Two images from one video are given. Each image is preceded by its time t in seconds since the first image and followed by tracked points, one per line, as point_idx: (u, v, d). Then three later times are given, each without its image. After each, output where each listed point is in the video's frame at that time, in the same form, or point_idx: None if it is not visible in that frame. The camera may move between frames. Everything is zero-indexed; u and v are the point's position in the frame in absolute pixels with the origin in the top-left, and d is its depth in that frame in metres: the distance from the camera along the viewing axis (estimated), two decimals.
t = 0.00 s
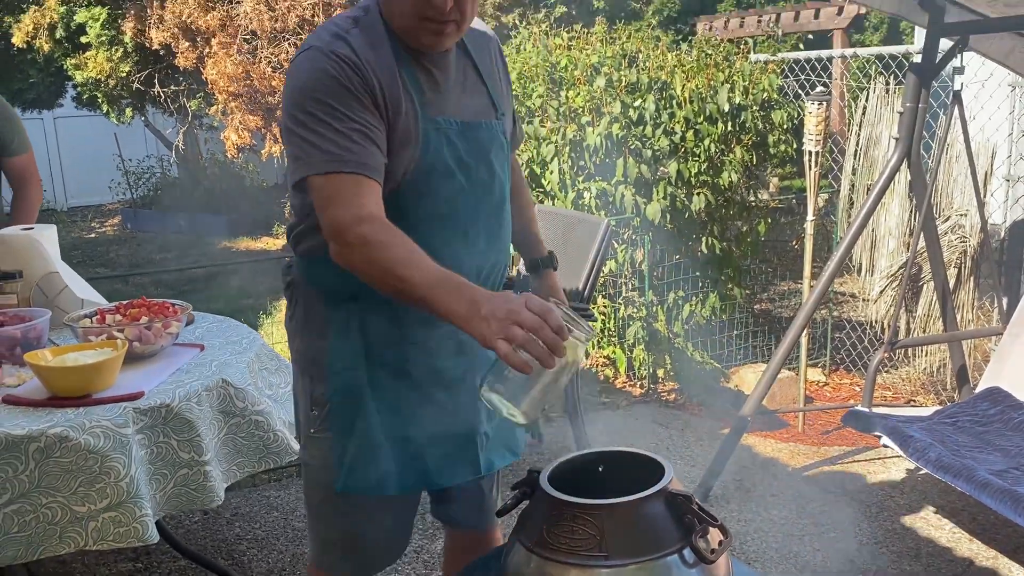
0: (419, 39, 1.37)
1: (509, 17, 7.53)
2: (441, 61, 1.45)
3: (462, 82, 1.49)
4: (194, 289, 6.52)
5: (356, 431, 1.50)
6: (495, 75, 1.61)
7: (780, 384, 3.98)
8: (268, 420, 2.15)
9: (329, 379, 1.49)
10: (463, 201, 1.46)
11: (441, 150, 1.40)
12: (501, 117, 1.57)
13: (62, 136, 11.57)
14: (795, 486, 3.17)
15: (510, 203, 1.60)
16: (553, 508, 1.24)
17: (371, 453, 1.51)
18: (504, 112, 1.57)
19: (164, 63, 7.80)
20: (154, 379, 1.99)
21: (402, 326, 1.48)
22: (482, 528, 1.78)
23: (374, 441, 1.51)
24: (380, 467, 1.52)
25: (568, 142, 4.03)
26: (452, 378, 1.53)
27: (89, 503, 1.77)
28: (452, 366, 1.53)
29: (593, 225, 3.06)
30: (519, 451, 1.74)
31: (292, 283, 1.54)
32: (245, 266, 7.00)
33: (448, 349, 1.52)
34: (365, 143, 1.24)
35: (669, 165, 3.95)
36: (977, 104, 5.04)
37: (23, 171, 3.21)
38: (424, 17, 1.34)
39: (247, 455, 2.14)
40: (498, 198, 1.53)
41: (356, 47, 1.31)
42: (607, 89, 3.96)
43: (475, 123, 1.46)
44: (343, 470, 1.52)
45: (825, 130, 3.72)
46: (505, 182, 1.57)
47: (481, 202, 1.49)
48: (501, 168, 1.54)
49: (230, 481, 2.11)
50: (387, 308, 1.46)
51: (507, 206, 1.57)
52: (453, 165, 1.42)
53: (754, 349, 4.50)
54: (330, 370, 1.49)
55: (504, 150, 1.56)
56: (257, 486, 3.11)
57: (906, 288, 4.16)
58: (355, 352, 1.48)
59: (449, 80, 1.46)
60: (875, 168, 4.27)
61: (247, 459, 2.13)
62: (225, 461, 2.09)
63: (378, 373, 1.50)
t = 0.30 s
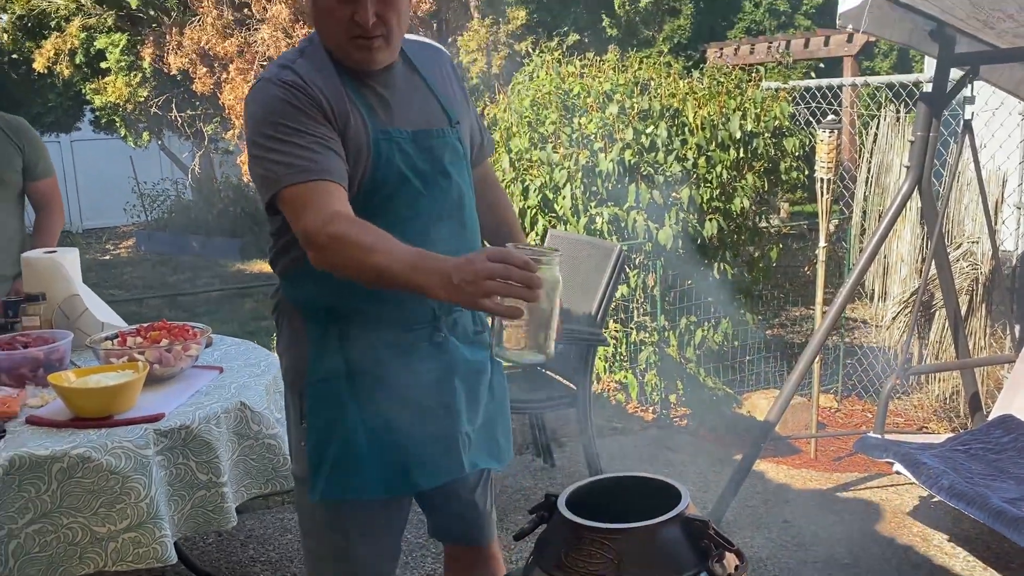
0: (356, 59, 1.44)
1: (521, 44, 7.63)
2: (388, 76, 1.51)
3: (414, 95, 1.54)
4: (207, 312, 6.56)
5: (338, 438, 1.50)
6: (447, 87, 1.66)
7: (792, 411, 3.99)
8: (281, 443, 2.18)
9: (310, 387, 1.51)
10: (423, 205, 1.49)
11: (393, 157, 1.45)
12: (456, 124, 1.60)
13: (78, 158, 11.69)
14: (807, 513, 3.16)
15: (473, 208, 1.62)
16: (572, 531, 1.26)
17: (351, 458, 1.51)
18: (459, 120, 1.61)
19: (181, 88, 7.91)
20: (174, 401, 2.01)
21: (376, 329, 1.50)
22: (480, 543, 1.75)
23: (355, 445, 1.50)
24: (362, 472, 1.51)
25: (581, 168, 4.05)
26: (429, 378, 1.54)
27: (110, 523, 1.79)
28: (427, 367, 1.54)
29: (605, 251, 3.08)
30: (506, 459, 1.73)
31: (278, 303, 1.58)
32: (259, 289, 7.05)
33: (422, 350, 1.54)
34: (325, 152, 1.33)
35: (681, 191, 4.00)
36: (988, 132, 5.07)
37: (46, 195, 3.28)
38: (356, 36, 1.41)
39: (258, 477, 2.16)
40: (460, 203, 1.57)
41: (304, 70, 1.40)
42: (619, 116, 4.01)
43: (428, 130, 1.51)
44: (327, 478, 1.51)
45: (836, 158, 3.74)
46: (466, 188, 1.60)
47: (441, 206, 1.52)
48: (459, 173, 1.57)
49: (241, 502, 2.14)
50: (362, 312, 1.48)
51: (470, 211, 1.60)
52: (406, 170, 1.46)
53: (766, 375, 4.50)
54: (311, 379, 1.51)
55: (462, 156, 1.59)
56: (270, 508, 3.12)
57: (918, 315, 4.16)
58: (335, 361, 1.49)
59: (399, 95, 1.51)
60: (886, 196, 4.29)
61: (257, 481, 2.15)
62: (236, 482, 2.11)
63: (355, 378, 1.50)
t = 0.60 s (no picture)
0: (332, 86, 1.49)
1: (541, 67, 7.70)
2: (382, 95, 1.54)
3: (411, 112, 1.56)
4: (227, 330, 6.61)
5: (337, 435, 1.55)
6: (463, 99, 1.66)
7: (811, 434, 3.97)
8: (300, 461, 2.19)
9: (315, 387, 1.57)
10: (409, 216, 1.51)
11: (370, 171, 1.49)
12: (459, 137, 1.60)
13: (101, 177, 11.85)
14: (827, 537, 3.14)
15: (478, 221, 1.61)
16: (593, 550, 1.27)
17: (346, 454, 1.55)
18: (462, 132, 1.61)
19: (204, 108, 8.02)
20: (198, 418, 2.04)
21: (371, 334, 1.52)
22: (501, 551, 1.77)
23: (349, 446, 1.55)
24: (353, 470, 1.55)
25: (600, 189, 4.07)
26: (416, 386, 1.54)
27: (134, 540, 1.81)
28: (418, 373, 1.54)
29: (625, 272, 3.08)
30: (509, 470, 1.71)
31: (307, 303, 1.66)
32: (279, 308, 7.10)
33: (413, 356, 1.54)
34: (274, 178, 1.46)
35: (699, 213, 4.02)
36: (1008, 156, 5.06)
37: (73, 214, 3.34)
38: (323, 67, 1.47)
39: (276, 492, 2.18)
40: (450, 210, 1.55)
41: (285, 98, 1.50)
42: (638, 138, 4.05)
43: (409, 144, 1.53)
44: (326, 476, 1.57)
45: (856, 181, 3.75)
46: (465, 199, 1.60)
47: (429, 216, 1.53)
48: (452, 186, 1.58)
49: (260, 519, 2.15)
50: (357, 316, 1.51)
51: (470, 224, 1.59)
52: (386, 182, 1.50)
53: (784, 398, 4.49)
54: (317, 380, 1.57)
55: (461, 169, 1.59)
56: (289, 526, 3.14)
57: (939, 338, 4.15)
58: (335, 362, 1.55)
59: (394, 112, 1.54)
60: (905, 219, 4.28)
61: (275, 497, 2.18)
62: (256, 498, 2.14)
63: (349, 379, 1.54)
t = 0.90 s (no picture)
0: (395, 100, 1.67)
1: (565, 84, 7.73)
2: (442, 110, 1.68)
3: (463, 128, 1.66)
4: (252, 342, 6.66)
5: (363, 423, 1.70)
6: (525, 118, 1.65)
7: (837, 453, 3.94)
8: (331, 472, 2.21)
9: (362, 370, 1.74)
10: (432, 227, 1.63)
11: (408, 181, 1.65)
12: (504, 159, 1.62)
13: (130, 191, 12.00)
14: (854, 557, 3.11)
15: (506, 239, 1.62)
16: (617, 567, 1.28)
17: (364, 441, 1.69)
18: (509, 154, 1.63)
19: (233, 124, 8.12)
20: (228, 429, 2.06)
21: (401, 331, 1.66)
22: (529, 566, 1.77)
23: (363, 428, 1.69)
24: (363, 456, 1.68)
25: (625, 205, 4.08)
26: (418, 386, 1.63)
27: (164, 549, 1.83)
28: (422, 376, 1.62)
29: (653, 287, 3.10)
30: (520, 494, 1.63)
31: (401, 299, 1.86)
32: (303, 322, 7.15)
33: (422, 360, 1.63)
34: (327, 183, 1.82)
35: (727, 229, 3.99)
36: None
37: (104, 227, 3.38)
38: (382, 82, 1.66)
39: (309, 505, 2.21)
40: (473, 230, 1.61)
41: (374, 116, 1.78)
42: (664, 155, 4.07)
43: (448, 161, 1.64)
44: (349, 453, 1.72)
45: (883, 198, 3.72)
46: (500, 218, 1.63)
47: (449, 230, 1.62)
48: (482, 204, 1.63)
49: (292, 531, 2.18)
50: (389, 312, 1.66)
51: (493, 241, 1.62)
52: (419, 195, 1.64)
53: (811, 417, 4.45)
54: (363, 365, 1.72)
55: (496, 190, 1.62)
56: (314, 538, 3.15)
57: (967, 357, 4.10)
58: (371, 350, 1.70)
59: (448, 126, 1.67)
60: (933, 237, 4.24)
61: (308, 510, 2.20)
62: (288, 511, 2.16)
63: (379, 368, 1.68)
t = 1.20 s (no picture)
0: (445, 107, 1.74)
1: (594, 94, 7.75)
2: (490, 118, 1.73)
3: (504, 138, 1.70)
4: (282, 348, 6.73)
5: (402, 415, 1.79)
6: (564, 133, 1.66)
7: (869, 466, 3.90)
8: (366, 476, 2.23)
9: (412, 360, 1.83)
10: (462, 231, 1.69)
11: (444, 186, 1.71)
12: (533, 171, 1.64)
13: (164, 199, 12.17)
14: (887, 570, 3.08)
15: (523, 247, 1.63)
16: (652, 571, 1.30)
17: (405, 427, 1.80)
18: (541, 168, 1.64)
19: (265, 133, 8.23)
20: (263, 432, 2.09)
21: (436, 327, 1.73)
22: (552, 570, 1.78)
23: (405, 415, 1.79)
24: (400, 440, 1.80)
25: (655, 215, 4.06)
26: (441, 383, 1.71)
27: (200, 550, 1.85)
28: (445, 374, 1.70)
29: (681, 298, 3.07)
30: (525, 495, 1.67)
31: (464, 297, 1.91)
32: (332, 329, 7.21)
33: (446, 359, 1.70)
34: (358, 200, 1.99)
35: (757, 240, 3.99)
36: None
37: (141, 233, 3.44)
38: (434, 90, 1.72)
39: (348, 511, 2.23)
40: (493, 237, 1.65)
41: (431, 122, 1.85)
42: (694, 164, 4.10)
43: (484, 169, 1.68)
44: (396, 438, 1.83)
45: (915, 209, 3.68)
46: (523, 225, 1.64)
47: (474, 235, 1.67)
48: (505, 212, 1.65)
49: (332, 539, 2.20)
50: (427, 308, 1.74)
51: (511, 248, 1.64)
52: (453, 199, 1.70)
53: (842, 429, 4.41)
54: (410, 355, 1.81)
55: (521, 200, 1.64)
56: (345, 543, 3.17)
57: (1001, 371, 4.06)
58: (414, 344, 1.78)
59: (492, 135, 1.71)
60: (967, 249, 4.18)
61: (347, 516, 2.22)
62: (328, 517, 2.19)
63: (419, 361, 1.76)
